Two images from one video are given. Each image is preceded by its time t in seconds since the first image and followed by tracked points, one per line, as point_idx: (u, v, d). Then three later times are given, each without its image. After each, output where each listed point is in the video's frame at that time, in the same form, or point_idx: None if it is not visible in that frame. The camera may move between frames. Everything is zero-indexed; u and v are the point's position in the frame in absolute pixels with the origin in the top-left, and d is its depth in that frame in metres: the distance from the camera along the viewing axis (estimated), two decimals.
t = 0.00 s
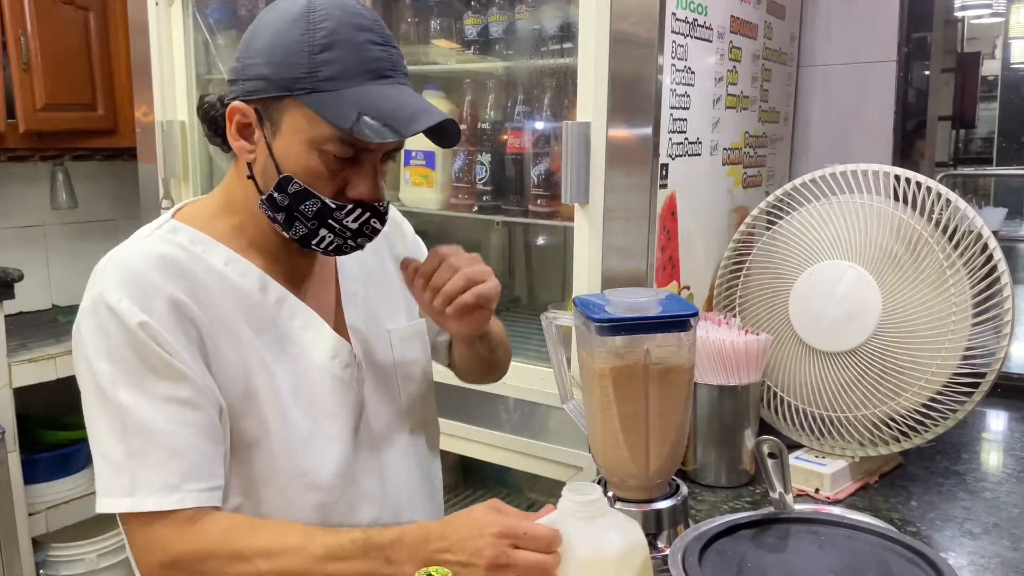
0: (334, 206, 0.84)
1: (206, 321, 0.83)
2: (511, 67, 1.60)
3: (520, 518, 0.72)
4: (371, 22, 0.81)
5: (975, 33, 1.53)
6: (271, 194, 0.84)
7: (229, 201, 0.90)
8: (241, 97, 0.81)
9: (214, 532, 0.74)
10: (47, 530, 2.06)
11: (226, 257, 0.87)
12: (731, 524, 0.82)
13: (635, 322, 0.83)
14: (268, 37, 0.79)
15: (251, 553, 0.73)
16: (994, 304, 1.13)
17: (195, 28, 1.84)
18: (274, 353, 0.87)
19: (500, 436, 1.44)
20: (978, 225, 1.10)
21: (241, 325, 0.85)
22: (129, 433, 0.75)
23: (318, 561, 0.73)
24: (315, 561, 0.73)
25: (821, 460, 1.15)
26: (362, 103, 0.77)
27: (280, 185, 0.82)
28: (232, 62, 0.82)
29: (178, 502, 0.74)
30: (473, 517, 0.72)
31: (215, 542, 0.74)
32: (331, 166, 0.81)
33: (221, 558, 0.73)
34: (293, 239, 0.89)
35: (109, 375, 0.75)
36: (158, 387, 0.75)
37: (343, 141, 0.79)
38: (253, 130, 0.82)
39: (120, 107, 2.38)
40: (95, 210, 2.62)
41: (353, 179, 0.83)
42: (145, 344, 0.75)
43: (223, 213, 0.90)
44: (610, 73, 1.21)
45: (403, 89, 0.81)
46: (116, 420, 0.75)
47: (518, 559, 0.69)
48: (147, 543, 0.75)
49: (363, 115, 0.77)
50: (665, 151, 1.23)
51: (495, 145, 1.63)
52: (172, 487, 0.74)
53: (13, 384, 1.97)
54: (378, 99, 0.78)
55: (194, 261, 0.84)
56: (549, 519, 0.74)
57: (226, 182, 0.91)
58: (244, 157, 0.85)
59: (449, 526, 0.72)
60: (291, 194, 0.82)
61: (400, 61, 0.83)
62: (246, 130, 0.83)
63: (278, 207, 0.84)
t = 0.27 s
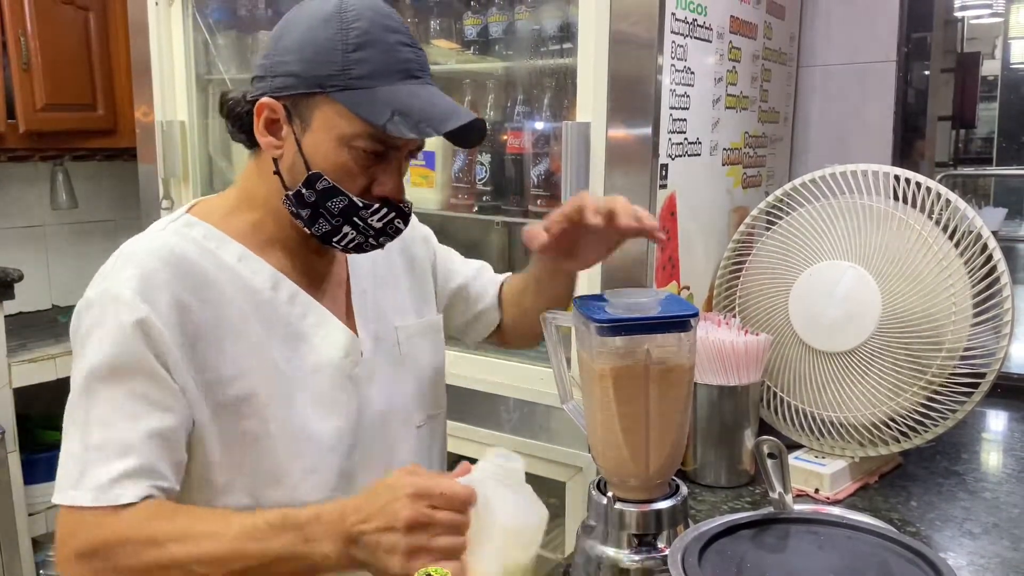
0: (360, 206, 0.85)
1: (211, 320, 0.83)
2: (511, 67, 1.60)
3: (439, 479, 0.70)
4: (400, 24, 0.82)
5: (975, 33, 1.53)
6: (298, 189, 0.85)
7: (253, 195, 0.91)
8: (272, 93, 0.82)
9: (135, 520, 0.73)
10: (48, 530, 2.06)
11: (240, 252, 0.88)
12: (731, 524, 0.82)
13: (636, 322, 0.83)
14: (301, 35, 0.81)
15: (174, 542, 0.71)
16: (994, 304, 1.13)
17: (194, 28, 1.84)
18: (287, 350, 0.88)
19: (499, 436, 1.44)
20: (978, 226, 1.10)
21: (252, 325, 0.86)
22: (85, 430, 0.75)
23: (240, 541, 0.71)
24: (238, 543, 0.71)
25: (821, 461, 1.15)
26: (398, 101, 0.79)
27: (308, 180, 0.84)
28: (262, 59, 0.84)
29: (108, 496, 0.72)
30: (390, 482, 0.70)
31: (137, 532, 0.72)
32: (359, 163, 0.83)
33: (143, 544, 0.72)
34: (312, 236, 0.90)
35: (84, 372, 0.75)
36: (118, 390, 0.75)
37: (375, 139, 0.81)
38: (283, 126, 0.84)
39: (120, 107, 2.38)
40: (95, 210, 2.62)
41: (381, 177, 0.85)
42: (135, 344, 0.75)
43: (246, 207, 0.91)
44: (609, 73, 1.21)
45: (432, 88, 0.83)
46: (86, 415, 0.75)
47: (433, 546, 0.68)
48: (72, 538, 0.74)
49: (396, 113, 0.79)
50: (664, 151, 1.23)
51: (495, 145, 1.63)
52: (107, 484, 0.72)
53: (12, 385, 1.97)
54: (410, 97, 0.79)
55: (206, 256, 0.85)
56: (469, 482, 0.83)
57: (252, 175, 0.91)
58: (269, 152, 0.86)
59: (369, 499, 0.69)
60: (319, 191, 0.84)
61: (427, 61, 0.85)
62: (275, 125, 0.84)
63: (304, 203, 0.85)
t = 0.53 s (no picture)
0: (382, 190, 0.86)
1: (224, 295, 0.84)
2: (511, 66, 1.60)
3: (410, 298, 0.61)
4: (409, 17, 0.85)
5: (975, 32, 1.54)
6: (320, 177, 0.85)
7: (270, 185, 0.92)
8: (291, 88, 0.83)
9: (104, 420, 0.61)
10: (49, 531, 2.06)
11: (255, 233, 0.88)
12: (731, 523, 0.82)
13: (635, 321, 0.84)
14: (315, 31, 0.82)
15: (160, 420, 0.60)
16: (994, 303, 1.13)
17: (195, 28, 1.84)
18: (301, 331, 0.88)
19: (499, 436, 1.44)
20: (977, 225, 1.10)
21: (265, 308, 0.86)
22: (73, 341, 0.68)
23: (226, 384, 0.61)
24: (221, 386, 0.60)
25: (822, 460, 1.15)
26: (416, 83, 0.80)
27: (330, 168, 0.84)
28: (280, 60, 0.86)
29: (86, 383, 0.63)
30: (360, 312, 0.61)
31: (111, 430, 0.60)
32: (380, 147, 0.84)
33: (125, 443, 0.60)
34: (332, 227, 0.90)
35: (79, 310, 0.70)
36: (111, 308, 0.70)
37: (396, 122, 0.82)
38: (302, 118, 0.85)
39: (120, 107, 2.39)
40: (95, 211, 2.63)
41: (402, 161, 0.86)
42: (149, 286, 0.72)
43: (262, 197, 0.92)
44: (610, 72, 1.21)
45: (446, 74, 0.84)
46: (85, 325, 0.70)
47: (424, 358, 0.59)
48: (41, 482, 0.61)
49: (417, 93, 0.79)
50: (664, 151, 1.23)
51: (496, 144, 1.63)
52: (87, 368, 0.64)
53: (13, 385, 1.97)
54: (428, 79, 0.81)
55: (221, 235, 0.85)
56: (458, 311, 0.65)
57: (269, 169, 0.93)
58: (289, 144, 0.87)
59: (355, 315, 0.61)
60: (341, 177, 0.84)
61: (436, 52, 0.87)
62: (294, 118, 0.85)
63: (327, 191, 0.85)
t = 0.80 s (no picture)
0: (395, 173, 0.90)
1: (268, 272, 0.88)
2: (512, 65, 1.60)
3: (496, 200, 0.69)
4: (414, 12, 0.91)
5: (975, 31, 1.54)
6: (336, 167, 0.91)
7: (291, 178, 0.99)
8: (306, 84, 0.90)
9: (194, 256, 0.64)
10: (51, 530, 2.06)
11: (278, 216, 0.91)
12: (733, 521, 0.82)
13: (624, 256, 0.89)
14: (327, 29, 0.89)
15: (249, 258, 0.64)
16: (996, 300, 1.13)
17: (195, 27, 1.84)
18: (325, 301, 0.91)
19: (500, 435, 1.45)
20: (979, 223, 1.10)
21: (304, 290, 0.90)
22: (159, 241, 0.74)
23: (313, 239, 0.65)
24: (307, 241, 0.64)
25: (824, 458, 1.15)
26: (422, 71, 0.86)
27: (344, 158, 0.90)
28: (294, 60, 0.93)
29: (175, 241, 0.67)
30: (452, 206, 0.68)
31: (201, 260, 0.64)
32: (391, 136, 0.89)
33: (211, 269, 0.63)
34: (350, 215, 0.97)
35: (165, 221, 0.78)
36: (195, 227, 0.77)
37: (405, 109, 0.88)
38: (318, 111, 0.91)
39: (121, 107, 2.39)
40: (97, 211, 2.63)
41: (413, 149, 0.91)
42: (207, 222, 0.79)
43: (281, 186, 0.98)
44: (611, 71, 1.21)
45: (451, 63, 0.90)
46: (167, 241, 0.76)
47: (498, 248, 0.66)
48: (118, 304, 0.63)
49: (423, 80, 0.85)
50: (665, 150, 1.23)
51: (496, 144, 1.63)
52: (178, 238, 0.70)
53: (14, 385, 1.97)
54: (433, 67, 0.86)
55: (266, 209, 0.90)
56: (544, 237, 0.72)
57: (291, 163, 0.99)
58: (306, 138, 0.94)
59: (443, 209, 0.68)
60: (356, 164, 0.90)
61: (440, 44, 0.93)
62: (310, 111, 0.92)
63: (342, 179, 0.91)
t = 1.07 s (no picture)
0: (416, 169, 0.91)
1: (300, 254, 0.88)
2: (513, 65, 1.60)
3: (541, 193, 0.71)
4: (430, 13, 0.92)
5: (976, 29, 1.54)
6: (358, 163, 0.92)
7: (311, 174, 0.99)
8: (326, 83, 0.91)
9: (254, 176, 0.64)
10: (53, 531, 2.06)
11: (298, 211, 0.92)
12: (736, 521, 0.82)
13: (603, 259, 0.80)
14: (347, 29, 0.89)
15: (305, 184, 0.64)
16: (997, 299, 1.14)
17: (196, 28, 1.84)
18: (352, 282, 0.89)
19: (502, 435, 1.45)
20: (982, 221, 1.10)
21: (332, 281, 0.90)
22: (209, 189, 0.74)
23: (369, 181, 0.65)
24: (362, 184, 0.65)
25: (826, 458, 1.15)
26: (441, 70, 0.87)
27: (366, 154, 0.91)
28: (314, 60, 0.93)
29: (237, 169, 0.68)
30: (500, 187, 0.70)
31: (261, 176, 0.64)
32: (410, 133, 0.90)
33: (269, 186, 0.63)
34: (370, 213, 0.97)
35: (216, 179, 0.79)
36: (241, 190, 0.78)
37: (424, 107, 0.89)
38: (338, 110, 0.92)
39: (123, 108, 2.39)
40: (99, 211, 2.63)
41: (431, 147, 0.92)
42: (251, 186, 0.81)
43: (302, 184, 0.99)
44: (612, 71, 1.21)
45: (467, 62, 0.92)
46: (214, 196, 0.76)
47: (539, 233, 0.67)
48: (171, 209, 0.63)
49: (441, 78, 0.86)
50: (666, 150, 1.23)
51: (498, 144, 1.63)
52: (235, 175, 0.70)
53: (17, 386, 1.98)
54: (450, 67, 0.88)
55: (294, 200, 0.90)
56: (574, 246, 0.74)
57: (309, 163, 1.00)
58: (326, 136, 0.94)
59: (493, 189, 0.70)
60: (377, 160, 0.90)
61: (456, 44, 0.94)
62: (331, 110, 0.92)
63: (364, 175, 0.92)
